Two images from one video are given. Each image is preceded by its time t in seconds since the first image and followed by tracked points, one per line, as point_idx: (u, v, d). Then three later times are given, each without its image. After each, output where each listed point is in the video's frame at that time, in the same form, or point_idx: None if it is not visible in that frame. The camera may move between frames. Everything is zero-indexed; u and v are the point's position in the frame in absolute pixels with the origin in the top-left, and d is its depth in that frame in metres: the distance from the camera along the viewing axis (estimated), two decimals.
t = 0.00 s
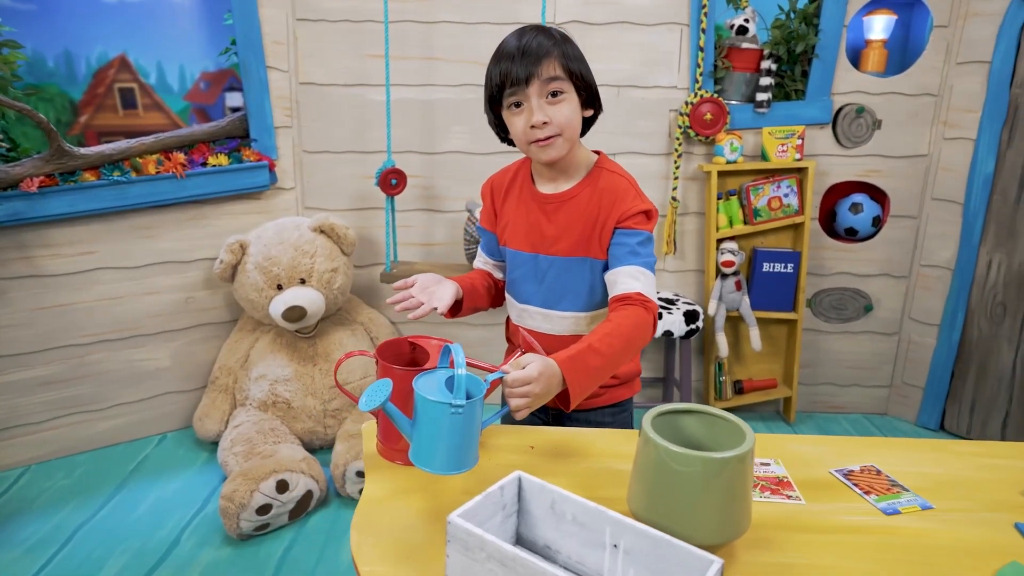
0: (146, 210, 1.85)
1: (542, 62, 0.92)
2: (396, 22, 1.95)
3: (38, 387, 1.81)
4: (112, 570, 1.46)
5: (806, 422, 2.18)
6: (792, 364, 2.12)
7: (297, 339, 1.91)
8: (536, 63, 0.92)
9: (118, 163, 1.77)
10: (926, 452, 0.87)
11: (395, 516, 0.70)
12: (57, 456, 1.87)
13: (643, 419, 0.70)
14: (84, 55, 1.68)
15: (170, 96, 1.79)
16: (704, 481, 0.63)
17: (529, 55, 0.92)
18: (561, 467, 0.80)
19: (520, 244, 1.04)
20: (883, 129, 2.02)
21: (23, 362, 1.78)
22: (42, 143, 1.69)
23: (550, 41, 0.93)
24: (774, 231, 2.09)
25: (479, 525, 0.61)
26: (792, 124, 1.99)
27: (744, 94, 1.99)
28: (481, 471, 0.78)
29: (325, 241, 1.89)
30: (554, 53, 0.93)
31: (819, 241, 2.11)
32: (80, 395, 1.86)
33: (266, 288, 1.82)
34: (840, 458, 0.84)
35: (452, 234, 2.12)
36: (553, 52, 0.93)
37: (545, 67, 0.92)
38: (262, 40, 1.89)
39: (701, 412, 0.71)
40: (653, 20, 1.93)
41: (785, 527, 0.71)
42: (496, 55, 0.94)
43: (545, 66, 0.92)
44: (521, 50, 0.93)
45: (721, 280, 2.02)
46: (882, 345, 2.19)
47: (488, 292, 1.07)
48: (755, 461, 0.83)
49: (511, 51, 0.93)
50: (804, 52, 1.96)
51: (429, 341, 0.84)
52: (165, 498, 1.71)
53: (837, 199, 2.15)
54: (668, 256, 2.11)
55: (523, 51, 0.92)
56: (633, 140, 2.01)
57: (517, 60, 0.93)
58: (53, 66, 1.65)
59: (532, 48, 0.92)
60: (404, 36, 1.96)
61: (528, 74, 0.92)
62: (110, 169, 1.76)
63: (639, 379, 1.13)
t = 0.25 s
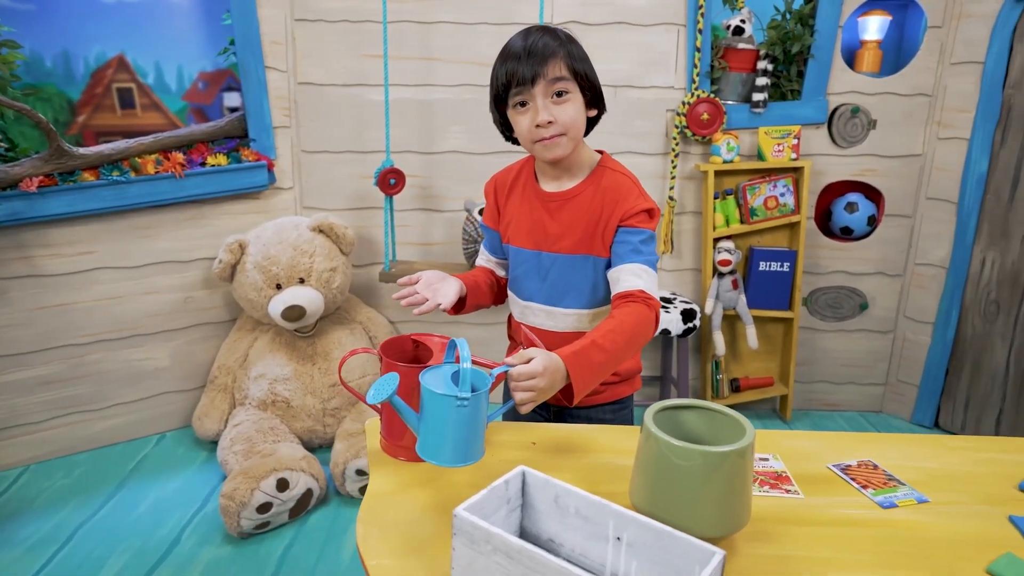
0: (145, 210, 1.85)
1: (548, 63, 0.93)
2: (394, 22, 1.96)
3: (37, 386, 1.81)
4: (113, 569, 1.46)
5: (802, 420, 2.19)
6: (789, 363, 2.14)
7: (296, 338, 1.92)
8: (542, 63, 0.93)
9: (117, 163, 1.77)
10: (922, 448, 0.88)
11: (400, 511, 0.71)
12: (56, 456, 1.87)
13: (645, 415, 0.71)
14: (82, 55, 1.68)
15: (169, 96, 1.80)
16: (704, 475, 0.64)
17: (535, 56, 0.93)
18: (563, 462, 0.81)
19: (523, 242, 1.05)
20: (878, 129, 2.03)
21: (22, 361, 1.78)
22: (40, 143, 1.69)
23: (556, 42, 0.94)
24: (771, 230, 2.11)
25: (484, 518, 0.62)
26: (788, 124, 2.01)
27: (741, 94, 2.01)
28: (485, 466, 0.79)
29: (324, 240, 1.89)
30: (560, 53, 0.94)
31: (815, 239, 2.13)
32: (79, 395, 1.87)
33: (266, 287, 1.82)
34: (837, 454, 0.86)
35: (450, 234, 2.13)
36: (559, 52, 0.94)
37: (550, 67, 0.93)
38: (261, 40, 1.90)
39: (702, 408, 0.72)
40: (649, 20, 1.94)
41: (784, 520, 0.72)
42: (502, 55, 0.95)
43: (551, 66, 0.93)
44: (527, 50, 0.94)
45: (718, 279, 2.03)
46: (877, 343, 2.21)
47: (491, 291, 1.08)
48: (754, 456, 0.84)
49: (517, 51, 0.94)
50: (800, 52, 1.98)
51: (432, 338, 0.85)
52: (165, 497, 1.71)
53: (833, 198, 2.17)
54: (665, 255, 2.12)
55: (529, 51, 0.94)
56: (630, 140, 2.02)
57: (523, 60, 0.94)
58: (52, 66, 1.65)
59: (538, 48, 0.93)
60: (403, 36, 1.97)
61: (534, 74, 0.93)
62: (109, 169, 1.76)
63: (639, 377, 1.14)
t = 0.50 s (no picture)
0: (140, 210, 1.85)
1: (547, 62, 0.94)
2: (390, 22, 1.96)
3: (33, 387, 1.81)
4: (110, 569, 1.46)
5: (796, 417, 2.21)
6: (783, 361, 2.15)
7: (292, 337, 1.92)
8: (542, 62, 0.94)
9: (113, 163, 1.77)
10: (914, 443, 0.89)
11: (399, 507, 0.72)
12: (52, 456, 1.87)
13: (640, 411, 0.71)
14: (77, 55, 1.68)
15: (163, 96, 1.80)
16: (699, 469, 0.65)
17: (535, 55, 0.94)
18: (560, 459, 0.81)
19: (521, 239, 1.05)
20: (871, 128, 2.05)
21: (18, 361, 1.78)
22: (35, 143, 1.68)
23: (555, 42, 0.95)
24: (765, 229, 2.12)
25: (482, 513, 0.62)
26: (782, 123, 2.02)
27: (735, 94, 2.02)
28: (482, 462, 0.80)
29: (320, 240, 1.90)
30: (559, 53, 0.95)
31: (808, 238, 2.14)
32: (75, 394, 1.87)
33: (262, 287, 1.83)
34: (831, 449, 0.87)
35: (446, 233, 2.14)
36: (559, 52, 0.95)
37: (550, 67, 0.94)
38: (256, 40, 1.90)
39: (697, 403, 0.72)
40: (644, 20, 1.95)
41: (778, 514, 0.73)
42: (502, 54, 0.96)
43: (550, 66, 0.94)
44: (527, 49, 0.95)
45: (713, 277, 2.05)
46: (870, 341, 2.22)
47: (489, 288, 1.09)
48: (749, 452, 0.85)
49: (517, 50, 0.95)
50: (793, 52, 1.99)
51: (429, 336, 0.85)
52: (162, 496, 1.71)
53: (826, 197, 2.18)
54: (660, 254, 2.13)
55: (529, 50, 0.94)
56: (625, 139, 2.03)
57: (523, 59, 0.95)
58: (46, 65, 1.65)
59: (538, 48, 0.94)
60: (398, 36, 1.97)
61: (533, 73, 0.94)
62: (105, 169, 1.76)
63: (635, 374, 1.14)
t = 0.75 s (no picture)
0: (136, 209, 1.85)
1: (539, 54, 0.95)
2: (385, 22, 1.96)
3: (28, 386, 1.81)
4: (106, 567, 1.46)
5: (790, 415, 2.22)
6: (777, 359, 2.16)
7: (288, 336, 1.93)
8: (534, 54, 0.95)
9: (108, 162, 1.78)
10: (904, 438, 0.90)
11: (393, 501, 0.73)
12: (47, 455, 1.87)
13: (633, 406, 0.72)
14: (71, 54, 1.68)
15: (159, 96, 1.80)
16: (692, 462, 0.66)
17: (528, 47, 0.95)
18: (554, 454, 0.82)
19: (515, 235, 1.06)
20: (864, 128, 2.06)
21: (14, 361, 1.78)
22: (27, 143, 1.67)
23: (548, 36, 0.96)
24: (758, 228, 2.13)
25: (475, 507, 0.63)
26: (775, 123, 2.03)
27: (729, 93, 2.03)
28: (476, 458, 0.80)
29: (316, 239, 1.90)
30: (552, 46, 0.96)
31: (802, 237, 2.16)
32: (70, 394, 1.87)
33: (257, 286, 1.83)
34: (822, 444, 0.88)
35: (442, 232, 2.15)
36: (551, 46, 0.96)
37: (542, 59, 0.95)
38: (251, 40, 1.90)
39: (689, 399, 0.73)
40: (638, 20, 1.95)
41: (769, 508, 0.73)
42: (497, 49, 0.98)
43: (542, 58, 0.95)
44: (520, 43, 0.96)
45: (707, 276, 2.06)
46: (863, 339, 2.24)
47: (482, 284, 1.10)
48: (741, 447, 0.86)
49: (511, 44, 0.97)
50: (787, 51, 2.00)
51: (423, 332, 0.86)
52: (158, 495, 1.72)
53: (820, 196, 2.19)
54: (655, 253, 2.14)
55: (522, 44, 0.96)
56: (619, 138, 2.04)
57: (516, 52, 0.96)
58: (40, 65, 1.65)
59: (531, 41, 0.96)
60: (393, 35, 1.98)
61: (526, 65, 0.95)
62: (100, 168, 1.77)
63: (628, 370, 1.15)
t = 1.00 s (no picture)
0: (131, 208, 1.85)
1: (526, 40, 0.98)
2: (380, 22, 1.97)
3: (23, 385, 1.81)
4: (101, 565, 1.47)
5: (784, 413, 2.23)
6: (771, 357, 2.17)
7: (283, 335, 1.93)
8: (521, 41, 0.99)
9: (104, 161, 1.78)
10: (891, 433, 0.91)
11: (385, 496, 0.73)
12: (43, 455, 1.88)
13: (622, 402, 0.73)
14: (67, 53, 1.68)
15: (154, 95, 1.80)
16: (679, 457, 0.67)
17: (515, 35, 0.99)
18: (545, 450, 0.83)
19: (503, 230, 1.08)
20: (857, 127, 2.07)
21: (9, 360, 1.78)
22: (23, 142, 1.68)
23: (536, 28, 1.00)
24: (752, 227, 2.14)
25: (466, 501, 0.64)
26: (769, 122, 2.04)
27: (723, 93, 2.03)
28: (468, 453, 0.81)
29: (311, 238, 1.90)
30: (539, 37, 1.00)
31: (795, 236, 2.17)
32: (66, 393, 1.87)
33: (253, 285, 1.83)
34: (810, 439, 0.88)
35: (437, 232, 2.15)
36: (538, 36, 1.00)
37: (528, 45, 0.99)
38: (247, 39, 1.91)
39: (678, 394, 0.74)
40: (632, 20, 1.96)
41: (756, 502, 0.74)
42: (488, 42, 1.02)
43: (528, 43, 0.99)
44: (508, 33, 1.00)
45: (701, 274, 2.06)
46: (857, 338, 2.25)
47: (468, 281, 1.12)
48: (729, 442, 0.86)
49: (500, 35, 1.01)
50: (780, 51, 2.01)
51: (417, 330, 0.88)
52: (154, 493, 1.72)
53: (813, 195, 2.20)
54: (649, 252, 2.15)
55: (510, 33, 1.00)
56: (614, 138, 2.05)
57: (504, 39, 1.00)
58: (36, 64, 1.65)
59: (519, 30, 1.00)
60: (388, 35, 1.98)
61: (512, 50, 0.99)
62: (95, 168, 1.77)
63: (614, 370, 1.17)
